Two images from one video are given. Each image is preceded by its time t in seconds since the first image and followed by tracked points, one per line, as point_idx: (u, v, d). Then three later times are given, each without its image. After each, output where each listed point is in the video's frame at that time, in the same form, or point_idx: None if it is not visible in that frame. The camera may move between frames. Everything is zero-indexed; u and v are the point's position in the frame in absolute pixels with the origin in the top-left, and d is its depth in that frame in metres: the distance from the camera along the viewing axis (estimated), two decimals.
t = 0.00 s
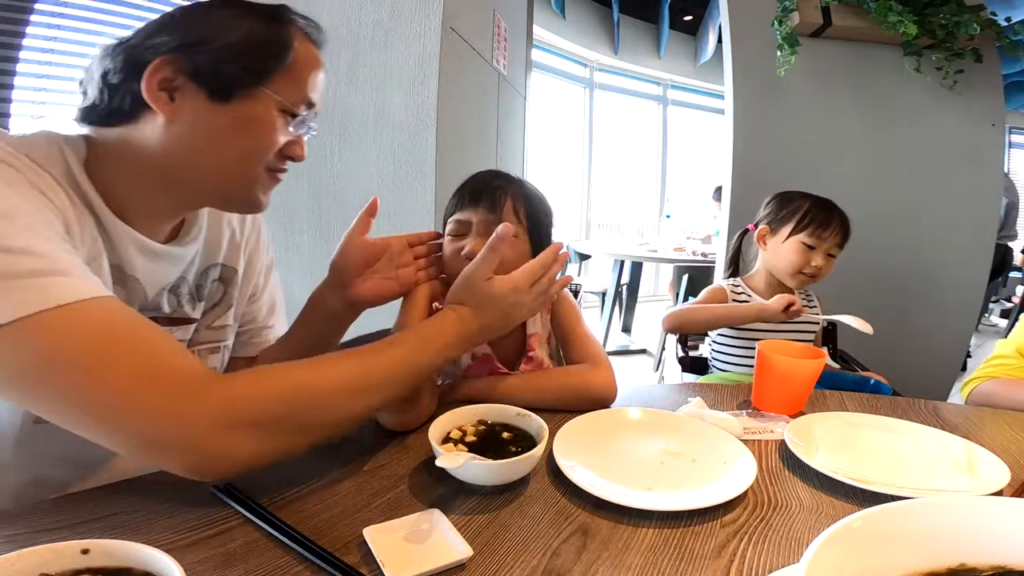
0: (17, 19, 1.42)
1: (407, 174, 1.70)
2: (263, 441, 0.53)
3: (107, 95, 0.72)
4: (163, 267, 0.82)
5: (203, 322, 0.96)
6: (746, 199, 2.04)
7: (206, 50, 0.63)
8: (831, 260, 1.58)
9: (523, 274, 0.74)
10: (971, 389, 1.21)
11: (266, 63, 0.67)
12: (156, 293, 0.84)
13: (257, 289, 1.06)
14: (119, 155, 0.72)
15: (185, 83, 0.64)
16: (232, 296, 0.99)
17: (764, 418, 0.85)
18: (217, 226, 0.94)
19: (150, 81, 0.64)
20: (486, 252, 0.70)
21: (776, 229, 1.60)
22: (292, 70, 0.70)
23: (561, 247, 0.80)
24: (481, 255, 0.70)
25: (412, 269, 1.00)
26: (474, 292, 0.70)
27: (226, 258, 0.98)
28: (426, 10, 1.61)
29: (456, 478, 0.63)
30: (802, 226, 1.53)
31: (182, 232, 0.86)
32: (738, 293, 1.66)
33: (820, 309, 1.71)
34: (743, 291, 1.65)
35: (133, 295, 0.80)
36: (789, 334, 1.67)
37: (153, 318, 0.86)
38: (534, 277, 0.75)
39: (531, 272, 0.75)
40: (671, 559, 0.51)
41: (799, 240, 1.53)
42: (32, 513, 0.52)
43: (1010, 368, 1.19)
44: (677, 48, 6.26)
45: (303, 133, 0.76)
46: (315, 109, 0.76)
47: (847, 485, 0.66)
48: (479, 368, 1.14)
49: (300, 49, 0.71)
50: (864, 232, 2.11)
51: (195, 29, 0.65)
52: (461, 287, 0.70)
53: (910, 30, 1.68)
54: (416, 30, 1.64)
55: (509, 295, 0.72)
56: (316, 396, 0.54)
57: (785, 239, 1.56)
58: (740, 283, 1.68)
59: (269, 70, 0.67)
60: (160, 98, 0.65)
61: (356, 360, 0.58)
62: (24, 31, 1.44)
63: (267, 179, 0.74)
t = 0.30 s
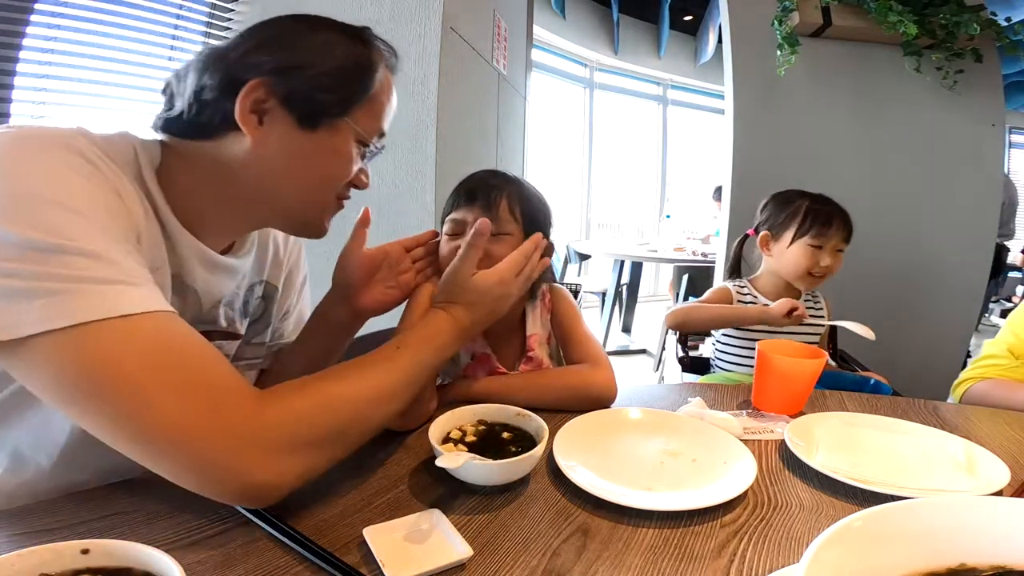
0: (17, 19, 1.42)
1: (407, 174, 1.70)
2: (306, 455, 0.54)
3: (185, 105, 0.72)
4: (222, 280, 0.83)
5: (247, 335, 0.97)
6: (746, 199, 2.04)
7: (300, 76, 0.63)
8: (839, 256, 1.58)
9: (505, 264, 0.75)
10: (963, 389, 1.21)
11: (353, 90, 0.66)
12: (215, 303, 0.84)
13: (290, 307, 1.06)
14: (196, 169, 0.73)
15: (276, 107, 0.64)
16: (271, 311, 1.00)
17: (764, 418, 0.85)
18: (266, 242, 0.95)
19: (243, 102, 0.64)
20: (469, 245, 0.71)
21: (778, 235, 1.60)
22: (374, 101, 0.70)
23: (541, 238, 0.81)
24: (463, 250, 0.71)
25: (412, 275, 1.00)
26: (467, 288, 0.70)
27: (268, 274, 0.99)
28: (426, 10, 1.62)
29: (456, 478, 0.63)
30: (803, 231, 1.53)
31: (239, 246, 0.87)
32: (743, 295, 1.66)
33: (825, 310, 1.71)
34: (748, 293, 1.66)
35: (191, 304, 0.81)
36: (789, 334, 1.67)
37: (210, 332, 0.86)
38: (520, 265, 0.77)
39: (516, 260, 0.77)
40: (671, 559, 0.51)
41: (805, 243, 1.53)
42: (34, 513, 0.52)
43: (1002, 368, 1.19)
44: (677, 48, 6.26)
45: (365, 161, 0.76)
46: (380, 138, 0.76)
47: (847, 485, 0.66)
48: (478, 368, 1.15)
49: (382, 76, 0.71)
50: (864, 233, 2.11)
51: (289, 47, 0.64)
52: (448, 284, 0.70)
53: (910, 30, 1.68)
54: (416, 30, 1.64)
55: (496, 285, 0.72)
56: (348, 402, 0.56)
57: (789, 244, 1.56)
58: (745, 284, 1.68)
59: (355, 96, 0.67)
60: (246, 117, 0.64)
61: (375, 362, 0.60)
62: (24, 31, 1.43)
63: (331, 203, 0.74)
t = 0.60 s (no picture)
0: (18, 19, 1.42)
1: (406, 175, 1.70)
2: (323, 458, 0.56)
3: (242, 126, 0.72)
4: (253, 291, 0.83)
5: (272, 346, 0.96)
6: (746, 199, 2.04)
7: (361, 110, 0.66)
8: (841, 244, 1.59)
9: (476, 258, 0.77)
10: (961, 389, 1.21)
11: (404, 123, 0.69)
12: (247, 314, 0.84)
13: (309, 320, 1.06)
14: (243, 179, 0.74)
15: (336, 139, 0.67)
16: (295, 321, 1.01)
17: (764, 418, 0.85)
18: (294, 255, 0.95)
19: (306, 132, 0.66)
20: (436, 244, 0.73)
21: (780, 240, 1.60)
22: (420, 136, 0.73)
23: (518, 230, 0.81)
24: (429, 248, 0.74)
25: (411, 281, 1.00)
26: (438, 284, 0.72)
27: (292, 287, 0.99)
28: (427, 10, 1.62)
29: (456, 478, 0.63)
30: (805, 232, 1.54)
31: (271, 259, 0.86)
32: (748, 298, 1.66)
33: (828, 310, 1.70)
34: (751, 296, 1.66)
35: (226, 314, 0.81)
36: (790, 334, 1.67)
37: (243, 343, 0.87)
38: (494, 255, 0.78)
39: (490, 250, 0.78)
40: (671, 559, 0.51)
41: (808, 243, 1.53)
42: (36, 513, 0.52)
43: (1001, 368, 1.19)
44: (677, 49, 6.27)
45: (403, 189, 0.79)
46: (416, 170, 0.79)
47: (847, 485, 0.66)
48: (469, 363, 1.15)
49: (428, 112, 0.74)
50: (864, 233, 2.11)
51: (354, 81, 0.66)
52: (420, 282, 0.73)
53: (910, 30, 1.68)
54: (416, 31, 1.64)
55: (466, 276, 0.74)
56: (358, 404, 0.59)
57: (794, 248, 1.56)
58: (748, 286, 1.69)
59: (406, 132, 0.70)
60: (306, 144, 0.67)
61: (373, 360, 0.63)
62: (24, 31, 1.44)
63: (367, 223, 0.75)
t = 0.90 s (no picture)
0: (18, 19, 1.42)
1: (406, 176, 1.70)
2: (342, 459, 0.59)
3: (289, 147, 0.71)
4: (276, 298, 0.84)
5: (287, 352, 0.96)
6: (746, 199, 2.04)
7: (406, 142, 0.69)
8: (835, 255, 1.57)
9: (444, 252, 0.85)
10: (965, 387, 1.21)
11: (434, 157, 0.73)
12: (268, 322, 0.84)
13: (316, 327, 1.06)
14: (277, 195, 0.74)
15: (378, 167, 0.69)
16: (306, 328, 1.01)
17: (764, 417, 0.85)
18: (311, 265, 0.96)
19: (353, 159, 0.68)
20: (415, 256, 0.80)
21: (772, 243, 1.61)
22: (442, 163, 0.77)
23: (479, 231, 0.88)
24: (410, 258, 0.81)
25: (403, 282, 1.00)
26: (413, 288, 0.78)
27: (307, 297, 0.99)
28: (427, 10, 1.62)
29: (456, 478, 0.63)
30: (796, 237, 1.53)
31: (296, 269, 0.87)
32: (748, 297, 1.66)
33: (829, 309, 1.70)
34: (751, 295, 1.66)
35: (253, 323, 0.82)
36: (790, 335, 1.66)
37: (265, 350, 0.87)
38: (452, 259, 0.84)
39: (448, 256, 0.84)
40: (670, 559, 0.51)
41: (796, 249, 1.53)
42: (37, 513, 0.52)
43: (1006, 367, 1.19)
44: (677, 49, 6.27)
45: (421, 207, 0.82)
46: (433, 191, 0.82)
47: (847, 485, 0.66)
48: (456, 361, 1.16)
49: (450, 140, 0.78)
50: (864, 233, 2.11)
51: (408, 120, 0.69)
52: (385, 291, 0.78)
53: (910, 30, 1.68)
54: (416, 31, 1.64)
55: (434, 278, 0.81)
56: (364, 405, 0.62)
57: (782, 251, 1.57)
58: (748, 285, 1.69)
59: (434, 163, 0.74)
60: (353, 171, 0.69)
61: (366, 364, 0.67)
62: (23, 30, 1.42)
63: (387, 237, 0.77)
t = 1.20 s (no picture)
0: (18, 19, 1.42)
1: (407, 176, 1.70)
2: (350, 453, 0.59)
3: (291, 156, 0.71)
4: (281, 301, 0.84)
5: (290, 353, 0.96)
6: (746, 199, 2.04)
7: (407, 151, 0.69)
8: (834, 260, 1.57)
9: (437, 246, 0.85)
10: (966, 386, 1.21)
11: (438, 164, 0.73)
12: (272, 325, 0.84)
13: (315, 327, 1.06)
14: (282, 199, 0.74)
15: (378, 177, 0.70)
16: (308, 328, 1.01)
17: (765, 418, 0.85)
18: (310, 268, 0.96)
19: (354, 167, 0.68)
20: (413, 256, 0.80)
21: (772, 243, 1.61)
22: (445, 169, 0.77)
23: (475, 224, 0.89)
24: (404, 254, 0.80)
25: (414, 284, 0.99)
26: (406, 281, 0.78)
27: (306, 296, 0.99)
28: (426, 11, 1.62)
29: (456, 478, 0.63)
30: (797, 237, 1.53)
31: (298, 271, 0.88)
32: (749, 295, 1.66)
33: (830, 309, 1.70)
34: (753, 293, 1.66)
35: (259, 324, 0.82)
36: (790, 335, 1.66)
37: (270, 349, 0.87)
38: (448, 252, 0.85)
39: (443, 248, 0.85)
40: (671, 559, 0.51)
41: (794, 250, 1.54)
42: (38, 512, 0.52)
43: (1006, 366, 1.19)
44: (677, 49, 6.27)
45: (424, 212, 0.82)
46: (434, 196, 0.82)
47: (847, 485, 0.66)
48: (466, 351, 1.15)
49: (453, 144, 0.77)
50: (864, 233, 2.11)
51: (412, 130, 0.69)
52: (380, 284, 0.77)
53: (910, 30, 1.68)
54: (416, 31, 1.64)
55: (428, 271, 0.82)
56: (368, 399, 0.63)
57: (781, 251, 1.57)
58: (750, 284, 1.69)
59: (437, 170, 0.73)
60: (353, 179, 0.69)
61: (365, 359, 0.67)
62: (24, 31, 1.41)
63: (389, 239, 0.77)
